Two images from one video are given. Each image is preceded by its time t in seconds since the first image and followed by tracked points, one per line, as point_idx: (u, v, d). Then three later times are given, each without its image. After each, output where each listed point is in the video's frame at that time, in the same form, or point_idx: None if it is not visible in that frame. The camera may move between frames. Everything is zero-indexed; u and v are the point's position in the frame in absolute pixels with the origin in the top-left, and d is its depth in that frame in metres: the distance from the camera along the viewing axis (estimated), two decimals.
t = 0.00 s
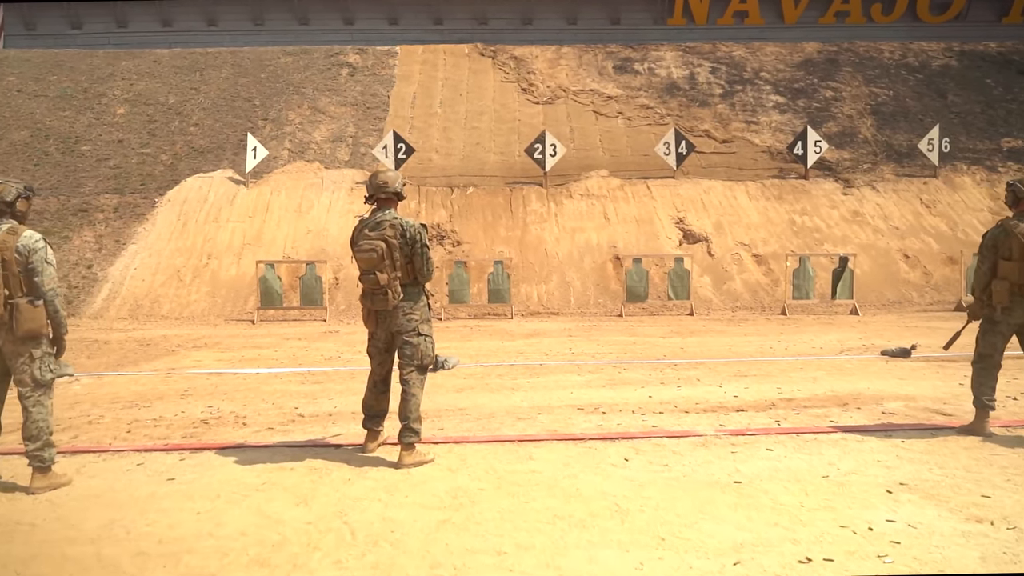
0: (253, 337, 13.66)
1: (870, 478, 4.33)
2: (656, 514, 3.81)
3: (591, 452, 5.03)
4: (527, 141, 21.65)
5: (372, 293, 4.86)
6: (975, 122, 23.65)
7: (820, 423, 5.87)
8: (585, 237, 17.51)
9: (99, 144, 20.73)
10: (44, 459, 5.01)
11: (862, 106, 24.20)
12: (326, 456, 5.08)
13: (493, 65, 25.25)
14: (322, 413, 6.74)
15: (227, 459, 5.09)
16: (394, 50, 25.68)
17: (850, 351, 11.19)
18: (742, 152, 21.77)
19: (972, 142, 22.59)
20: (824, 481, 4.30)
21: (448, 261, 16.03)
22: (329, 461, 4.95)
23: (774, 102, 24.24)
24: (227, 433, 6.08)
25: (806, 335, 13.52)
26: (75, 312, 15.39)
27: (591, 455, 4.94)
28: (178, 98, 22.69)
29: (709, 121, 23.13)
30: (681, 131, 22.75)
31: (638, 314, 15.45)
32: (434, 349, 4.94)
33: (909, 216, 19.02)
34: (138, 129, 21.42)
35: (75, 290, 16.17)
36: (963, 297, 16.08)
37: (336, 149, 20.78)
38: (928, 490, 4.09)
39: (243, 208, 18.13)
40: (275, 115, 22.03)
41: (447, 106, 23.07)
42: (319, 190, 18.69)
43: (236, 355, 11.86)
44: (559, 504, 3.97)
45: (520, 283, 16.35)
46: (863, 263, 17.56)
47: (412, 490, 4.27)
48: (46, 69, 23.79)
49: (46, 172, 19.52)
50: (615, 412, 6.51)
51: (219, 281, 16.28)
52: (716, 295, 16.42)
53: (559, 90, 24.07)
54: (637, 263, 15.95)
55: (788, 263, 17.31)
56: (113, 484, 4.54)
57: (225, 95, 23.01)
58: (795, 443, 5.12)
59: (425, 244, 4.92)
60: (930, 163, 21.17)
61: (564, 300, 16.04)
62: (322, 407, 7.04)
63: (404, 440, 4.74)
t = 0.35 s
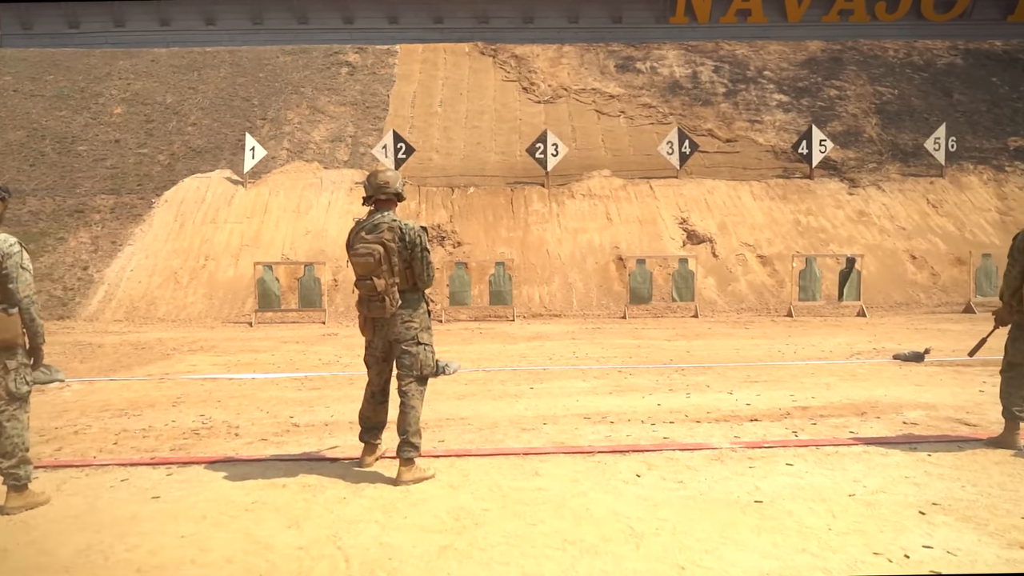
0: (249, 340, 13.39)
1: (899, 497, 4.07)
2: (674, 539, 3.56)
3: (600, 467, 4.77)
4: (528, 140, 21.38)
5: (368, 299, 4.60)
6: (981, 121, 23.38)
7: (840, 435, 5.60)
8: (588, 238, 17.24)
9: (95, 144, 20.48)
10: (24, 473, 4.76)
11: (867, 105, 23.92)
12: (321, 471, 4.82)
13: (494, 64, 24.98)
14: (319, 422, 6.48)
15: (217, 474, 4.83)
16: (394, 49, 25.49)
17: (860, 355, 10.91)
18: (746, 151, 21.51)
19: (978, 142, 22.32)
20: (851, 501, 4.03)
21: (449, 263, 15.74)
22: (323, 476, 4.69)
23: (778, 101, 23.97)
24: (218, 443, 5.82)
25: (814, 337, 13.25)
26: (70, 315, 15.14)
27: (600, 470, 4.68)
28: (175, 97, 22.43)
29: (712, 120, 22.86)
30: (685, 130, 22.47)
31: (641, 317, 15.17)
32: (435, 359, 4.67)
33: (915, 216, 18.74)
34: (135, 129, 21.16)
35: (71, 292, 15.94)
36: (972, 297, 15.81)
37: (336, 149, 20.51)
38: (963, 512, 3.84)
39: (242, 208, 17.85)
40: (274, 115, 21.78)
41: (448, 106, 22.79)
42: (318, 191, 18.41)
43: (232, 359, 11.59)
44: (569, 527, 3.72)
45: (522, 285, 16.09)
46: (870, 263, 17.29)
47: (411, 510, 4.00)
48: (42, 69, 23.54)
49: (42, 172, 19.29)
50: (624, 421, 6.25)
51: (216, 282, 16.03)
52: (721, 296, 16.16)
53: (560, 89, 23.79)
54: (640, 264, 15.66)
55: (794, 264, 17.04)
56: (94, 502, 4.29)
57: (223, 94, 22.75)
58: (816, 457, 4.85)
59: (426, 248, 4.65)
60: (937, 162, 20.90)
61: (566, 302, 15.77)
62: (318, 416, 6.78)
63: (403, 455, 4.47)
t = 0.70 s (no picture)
0: (246, 341, 13.14)
1: (932, 513, 3.82)
2: (695, 562, 3.34)
3: (611, 479, 4.52)
4: (530, 139, 21.13)
5: (365, 301, 4.34)
6: (987, 120, 23.11)
7: (862, 444, 5.33)
8: (590, 238, 16.99)
9: (92, 143, 20.23)
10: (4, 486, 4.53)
11: (872, 104, 23.65)
12: (316, 485, 4.55)
13: (495, 63, 24.73)
14: (315, 429, 6.23)
15: (207, 486, 4.58)
16: (394, 48, 25.24)
17: (871, 358, 10.64)
18: (750, 151, 21.25)
19: (984, 141, 22.06)
20: (882, 518, 3.79)
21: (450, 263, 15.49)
22: (319, 490, 4.43)
23: (782, 100, 23.71)
24: (209, 453, 5.56)
25: (821, 339, 13.00)
26: (65, 316, 14.93)
27: (611, 483, 4.43)
28: (173, 96, 22.19)
29: (715, 119, 22.60)
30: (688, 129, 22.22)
31: (645, 318, 14.91)
32: (436, 365, 4.41)
33: (922, 215, 18.47)
34: (133, 128, 20.90)
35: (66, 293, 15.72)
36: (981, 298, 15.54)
37: (335, 148, 20.26)
38: (1002, 531, 3.61)
39: (240, 208, 17.59)
40: (273, 113, 21.53)
41: (449, 105, 22.52)
42: (317, 190, 18.15)
43: (228, 362, 11.32)
44: (582, 547, 3.49)
45: (523, 286, 15.84)
46: (876, 264, 17.02)
47: (412, 528, 3.76)
48: (39, 67, 23.30)
49: (38, 171, 19.05)
50: (633, 428, 5.99)
51: (214, 283, 15.79)
52: (725, 297, 15.91)
53: (562, 88, 23.54)
54: (644, 265, 15.38)
55: (800, 265, 16.79)
56: (75, 518, 4.05)
57: (222, 92, 22.51)
58: (840, 469, 4.61)
59: (426, 247, 4.40)
60: (943, 162, 20.63)
61: (569, 302, 15.52)
62: (315, 422, 6.52)
63: (403, 467, 4.22)
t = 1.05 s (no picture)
0: (243, 344, 12.85)
1: (974, 540, 3.59)
2: None
3: (626, 499, 4.25)
4: (532, 139, 20.85)
5: (362, 310, 4.06)
6: (994, 119, 22.80)
7: (887, 459, 5.04)
8: (593, 239, 16.70)
9: (89, 143, 19.94)
10: None
11: (878, 103, 23.35)
12: (310, 504, 4.27)
13: (496, 62, 24.44)
14: (311, 441, 5.94)
15: (194, 506, 4.31)
16: (395, 47, 24.93)
17: (884, 363, 10.34)
18: (755, 150, 20.97)
19: (992, 140, 21.75)
20: (921, 545, 3.54)
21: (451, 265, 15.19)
22: (313, 510, 4.15)
23: (786, 99, 23.42)
24: (199, 467, 5.28)
25: (830, 343, 12.71)
26: (60, 318, 14.65)
27: (626, 504, 4.16)
28: (171, 95, 21.91)
29: (719, 118, 22.31)
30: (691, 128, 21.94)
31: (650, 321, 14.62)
32: (438, 378, 4.12)
33: (929, 216, 18.18)
34: (130, 127, 20.62)
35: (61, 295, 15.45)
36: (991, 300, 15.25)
37: (335, 147, 19.98)
38: None
39: (238, 208, 17.31)
40: (272, 113, 21.25)
41: (450, 104, 22.24)
42: (317, 190, 17.86)
43: (224, 366, 11.02)
44: None
45: (525, 287, 15.57)
46: (884, 265, 16.74)
47: (414, 557, 3.49)
48: (36, 66, 23.03)
49: (34, 171, 18.76)
50: (644, 440, 5.71)
51: (211, 284, 15.50)
52: (731, 299, 15.63)
53: (564, 87, 23.25)
54: (648, 266, 15.04)
55: (807, 266, 16.49)
56: (52, 543, 3.78)
57: (220, 91, 22.22)
58: (869, 488, 4.33)
59: (428, 253, 4.13)
60: (950, 162, 20.32)
61: (572, 304, 15.24)
62: (311, 433, 6.24)
63: (403, 488, 3.94)
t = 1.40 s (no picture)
0: (239, 347, 12.61)
1: (1007, 563, 3.38)
2: None
3: (634, 516, 4.01)
4: (532, 138, 20.60)
5: (352, 314, 3.84)
6: (999, 118, 22.54)
7: (907, 471, 4.79)
8: (594, 239, 16.45)
9: (85, 142, 19.70)
10: None
11: (881, 102, 23.10)
12: (298, 522, 4.03)
13: (496, 61, 24.19)
14: (304, 450, 5.69)
15: (177, 523, 4.07)
16: (394, 45, 24.65)
17: (892, 366, 10.08)
18: (757, 149, 20.72)
19: (997, 139, 21.49)
20: (953, 568, 3.34)
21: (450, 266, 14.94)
22: (301, 528, 3.92)
23: (789, 98, 23.17)
24: (184, 479, 5.03)
25: (836, 344, 12.46)
26: (54, 320, 14.42)
27: (635, 522, 3.92)
28: (168, 93, 21.68)
29: (721, 117, 22.05)
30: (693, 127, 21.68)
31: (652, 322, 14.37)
32: (433, 387, 3.88)
33: (934, 215, 17.92)
34: (127, 126, 20.37)
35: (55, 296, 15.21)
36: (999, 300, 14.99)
37: (333, 147, 19.74)
38: None
39: (235, 208, 17.05)
40: (270, 112, 21.01)
41: (449, 103, 22.00)
42: (315, 190, 17.60)
43: (218, 369, 10.75)
44: None
45: (526, 288, 15.33)
46: (888, 266, 16.49)
47: None
48: (32, 65, 22.80)
49: (29, 171, 18.52)
50: (651, 449, 5.46)
51: (207, 285, 15.26)
52: (734, 300, 15.39)
53: (564, 85, 23.00)
54: (650, 266, 14.71)
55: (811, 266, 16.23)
56: (23, 565, 3.55)
57: (217, 90, 21.98)
58: (892, 503, 4.10)
59: (423, 254, 3.89)
60: (955, 161, 20.07)
61: (573, 306, 15.00)
62: (304, 442, 5.99)
63: (396, 504, 3.71)
